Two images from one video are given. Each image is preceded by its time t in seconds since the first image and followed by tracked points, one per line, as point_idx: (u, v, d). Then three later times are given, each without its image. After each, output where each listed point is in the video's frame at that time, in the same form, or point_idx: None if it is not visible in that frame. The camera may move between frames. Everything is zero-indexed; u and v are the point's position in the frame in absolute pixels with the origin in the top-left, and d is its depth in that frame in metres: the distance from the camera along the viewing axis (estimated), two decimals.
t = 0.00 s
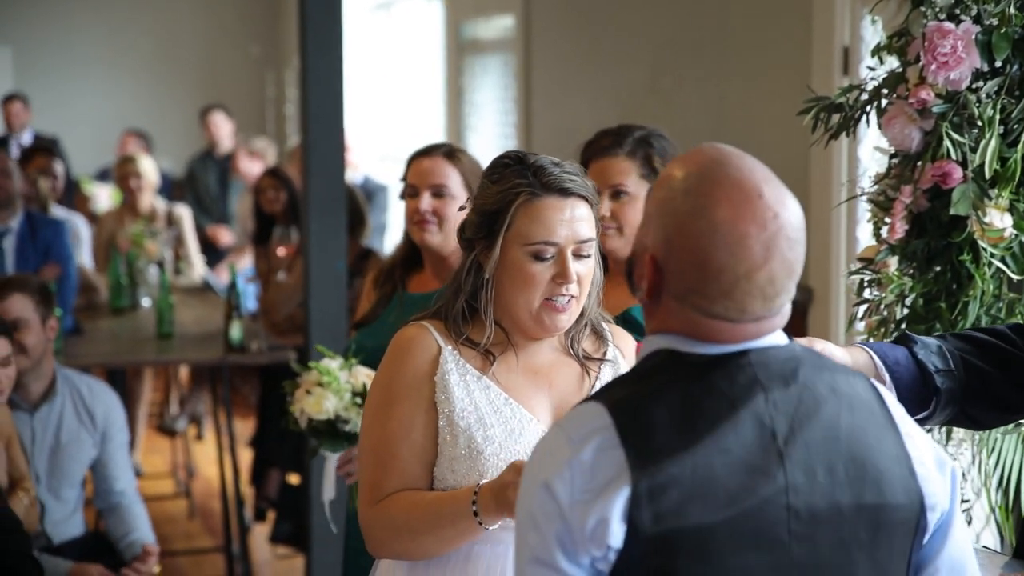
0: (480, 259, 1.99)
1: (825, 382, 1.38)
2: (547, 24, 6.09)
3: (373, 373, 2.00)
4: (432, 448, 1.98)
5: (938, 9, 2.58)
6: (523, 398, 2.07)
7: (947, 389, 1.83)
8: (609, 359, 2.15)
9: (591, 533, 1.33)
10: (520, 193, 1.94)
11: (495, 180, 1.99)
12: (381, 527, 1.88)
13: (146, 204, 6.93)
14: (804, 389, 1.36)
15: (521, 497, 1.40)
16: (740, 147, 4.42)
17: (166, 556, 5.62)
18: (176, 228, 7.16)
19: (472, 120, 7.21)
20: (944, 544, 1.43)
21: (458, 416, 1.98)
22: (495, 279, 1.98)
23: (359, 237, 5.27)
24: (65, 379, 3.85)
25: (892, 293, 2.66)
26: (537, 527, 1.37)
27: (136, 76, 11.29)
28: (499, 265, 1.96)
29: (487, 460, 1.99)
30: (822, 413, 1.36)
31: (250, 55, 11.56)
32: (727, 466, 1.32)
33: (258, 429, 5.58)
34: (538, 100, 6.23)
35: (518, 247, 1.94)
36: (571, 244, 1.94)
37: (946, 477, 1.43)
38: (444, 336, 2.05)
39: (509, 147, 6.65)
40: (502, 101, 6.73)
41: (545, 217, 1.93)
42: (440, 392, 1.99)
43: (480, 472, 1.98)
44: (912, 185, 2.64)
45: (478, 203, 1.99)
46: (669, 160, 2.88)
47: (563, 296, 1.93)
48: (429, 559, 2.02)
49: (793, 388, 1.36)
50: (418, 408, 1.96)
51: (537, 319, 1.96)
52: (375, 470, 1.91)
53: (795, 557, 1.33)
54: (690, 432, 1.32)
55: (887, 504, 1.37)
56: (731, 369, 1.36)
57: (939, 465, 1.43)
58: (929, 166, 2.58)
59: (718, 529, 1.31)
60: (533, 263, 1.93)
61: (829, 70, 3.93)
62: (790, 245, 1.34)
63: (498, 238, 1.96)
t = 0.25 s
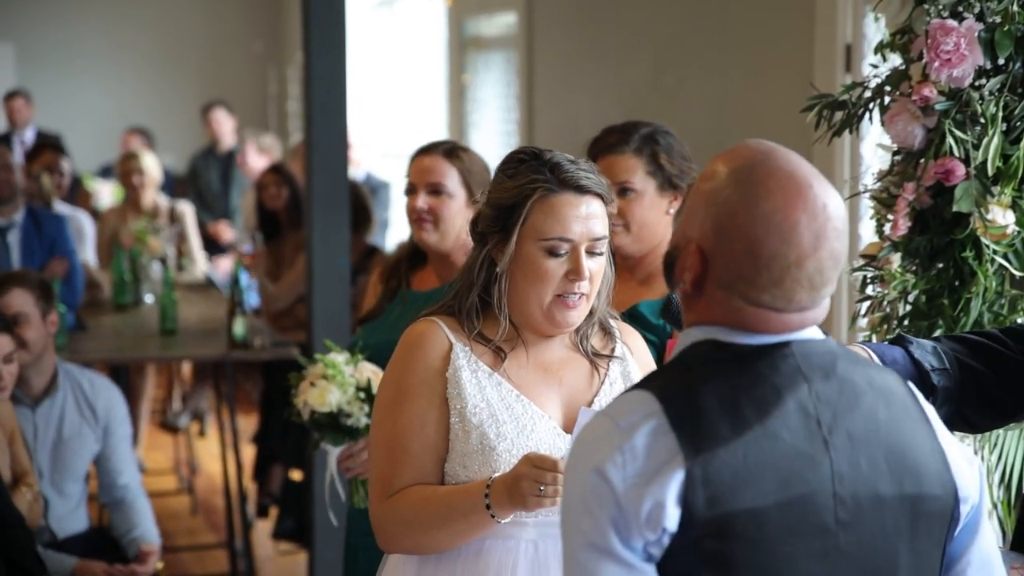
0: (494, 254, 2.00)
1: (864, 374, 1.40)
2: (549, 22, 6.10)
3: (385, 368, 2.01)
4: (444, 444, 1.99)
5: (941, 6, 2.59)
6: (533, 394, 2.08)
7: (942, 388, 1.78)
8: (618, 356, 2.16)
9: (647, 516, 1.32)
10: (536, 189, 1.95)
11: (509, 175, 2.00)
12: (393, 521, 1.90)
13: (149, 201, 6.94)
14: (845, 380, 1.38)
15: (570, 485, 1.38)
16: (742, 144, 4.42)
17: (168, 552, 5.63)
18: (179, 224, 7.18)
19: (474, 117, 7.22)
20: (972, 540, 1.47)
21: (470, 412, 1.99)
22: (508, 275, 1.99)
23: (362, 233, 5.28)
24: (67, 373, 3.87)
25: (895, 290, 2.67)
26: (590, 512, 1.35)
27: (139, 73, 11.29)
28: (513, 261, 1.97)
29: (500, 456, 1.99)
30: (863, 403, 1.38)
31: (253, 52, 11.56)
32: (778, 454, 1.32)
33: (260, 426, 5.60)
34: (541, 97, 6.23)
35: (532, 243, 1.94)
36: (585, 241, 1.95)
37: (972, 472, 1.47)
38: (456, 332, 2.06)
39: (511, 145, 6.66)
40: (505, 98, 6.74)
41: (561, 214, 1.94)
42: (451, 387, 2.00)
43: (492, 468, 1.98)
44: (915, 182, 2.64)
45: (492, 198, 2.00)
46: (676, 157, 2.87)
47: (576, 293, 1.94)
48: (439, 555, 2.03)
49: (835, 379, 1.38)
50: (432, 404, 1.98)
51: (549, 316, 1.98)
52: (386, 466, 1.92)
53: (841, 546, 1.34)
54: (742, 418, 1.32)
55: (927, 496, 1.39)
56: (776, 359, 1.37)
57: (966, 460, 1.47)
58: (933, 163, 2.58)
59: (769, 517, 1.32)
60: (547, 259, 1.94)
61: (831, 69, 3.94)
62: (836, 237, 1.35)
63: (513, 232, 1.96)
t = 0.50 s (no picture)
0: (495, 250, 2.01)
1: (881, 372, 1.40)
2: (549, 18, 6.10)
3: (389, 364, 2.02)
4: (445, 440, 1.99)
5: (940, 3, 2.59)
6: (534, 390, 2.08)
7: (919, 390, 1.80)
8: (619, 352, 2.16)
9: (673, 503, 1.32)
10: (538, 188, 1.95)
11: (513, 173, 2.00)
12: (398, 517, 1.90)
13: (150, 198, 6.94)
14: (863, 376, 1.38)
15: (592, 471, 1.38)
16: (742, 141, 4.42)
17: (170, 549, 5.63)
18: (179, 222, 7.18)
19: (474, 114, 7.22)
20: (980, 543, 1.47)
21: (470, 408, 1.99)
22: (507, 272, 1.99)
23: (362, 230, 5.28)
24: (64, 369, 3.89)
25: (895, 286, 2.70)
26: (616, 499, 1.35)
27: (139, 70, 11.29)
28: (513, 259, 1.97)
29: (500, 452, 1.99)
30: (882, 399, 1.38)
31: (254, 49, 11.57)
32: (798, 446, 1.32)
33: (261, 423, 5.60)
34: (542, 95, 6.23)
35: (533, 242, 1.94)
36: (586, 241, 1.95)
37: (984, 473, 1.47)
38: (457, 328, 2.07)
39: (511, 142, 6.67)
40: (505, 95, 6.75)
41: (563, 214, 1.94)
42: (452, 382, 2.00)
43: (492, 464, 1.98)
44: (914, 177, 2.64)
45: (495, 196, 2.00)
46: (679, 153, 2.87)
47: (576, 291, 1.95)
48: (441, 552, 2.03)
49: (854, 374, 1.38)
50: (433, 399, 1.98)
51: (547, 314, 1.98)
52: (388, 461, 1.93)
53: (857, 540, 1.35)
54: (764, 409, 1.32)
55: (944, 496, 1.39)
56: (795, 353, 1.37)
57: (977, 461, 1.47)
58: (932, 159, 2.58)
59: (791, 508, 1.32)
60: (547, 258, 1.94)
61: (831, 65, 3.95)
62: (863, 234, 1.35)
63: (513, 231, 1.97)
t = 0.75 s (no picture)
0: (487, 250, 2.01)
1: (880, 379, 1.40)
2: (549, 16, 6.10)
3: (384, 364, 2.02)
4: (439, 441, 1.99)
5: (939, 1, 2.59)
6: (529, 392, 2.07)
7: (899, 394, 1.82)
8: (615, 352, 2.16)
9: (658, 506, 1.32)
10: (526, 192, 1.95)
11: (506, 174, 1.99)
12: (391, 518, 1.89)
13: (150, 196, 6.94)
14: (861, 383, 1.38)
15: (580, 468, 1.38)
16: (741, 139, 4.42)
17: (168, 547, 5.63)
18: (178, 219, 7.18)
19: (474, 111, 7.22)
20: (976, 553, 1.47)
21: (464, 408, 1.99)
22: (499, 272, 2.00)
23: (361, 228, 5.28)
24: (61, 367, 3.91)
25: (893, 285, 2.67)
26: (601, 498, 1.35)
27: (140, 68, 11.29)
28: (503, 260, 1.98)
29: (493, 453, 1.99)
30: (879, 406, 1.37)
31: (255, 46, 11.56)
32: (789, 453, 1.32)
33: (260, 421, 5.60)
34: (541, 93, 6.22)
35: (522, 244, 1.94)
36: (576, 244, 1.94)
37: (983, 484, 1.46)
38: (451, 328, 2.07)
39: (511, 140, 6.66)
40: (505, 92, 6.74)
41: (551, 216, 1.93)
42: (446, 382, 2.00)
43: (485, 465, 1.98)
44: (912, 176, 2.63)
45: (488, 197, 2.00)
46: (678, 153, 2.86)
47: (566, 294, 1.94)
48: (436, 553, 2.03)
49: (851, 381, 1.37)
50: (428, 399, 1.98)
51: (539, 317, 1.98)
52: (382, 462, 1.92)
53: (847, 549, 1.34)
54: (757, 413, 1.32)
55: (938, 506, 1.38)
56: (792, 358, 1.37)
57: (976, 473, 1.46)
58: (929, 158, 2.57)
59: (781, 516, 1.32)
60: (536, 260, 1.93)
61: (830, 64, 3.94)
62: (867, 238, 1.34)
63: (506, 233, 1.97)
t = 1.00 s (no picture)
0: (485, 253, 2.00)
1: (866, 385, 1.39)
2: (549, 16, 6.09)
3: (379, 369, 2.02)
4: (433, 446, 1.99)
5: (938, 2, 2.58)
6: (523, 397, 2.07)
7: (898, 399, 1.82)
8: (612, 356, 2.14)
9: (622, 517, 1.33)
10: (525, 193, 1.94)
11: (503, 175, 1.99)
12: (382, 523, 1.89)
13: (149, 194, 6.93)
14: (845, 390, 1.37)
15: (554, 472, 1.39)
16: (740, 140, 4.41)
17: (167, 546, 5.62)
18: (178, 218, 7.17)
19: (474, 110, 7.21)
20: (975, 556, 1.44)
21: (457, 413, 1.99)
22: (497, 274, 1.99)
23: (361, 228, 5.27)
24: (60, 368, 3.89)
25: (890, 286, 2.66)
26: (569, 505, 1.36)
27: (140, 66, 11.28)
28: (501, 261, 1.97)
29: (485, 459, 1.99)
30: (861, 414, 1.37)
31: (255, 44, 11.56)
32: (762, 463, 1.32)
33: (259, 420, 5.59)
34: (541, 93, 6.21)
35: (519, 246, 1.94)
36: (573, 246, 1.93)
37: (981, 491, 1.44)
38: (447, 331, 2.07)
39: (511, 139, 6.65)
40: (505, 92, 6.74)
41: (548, 217, 1.93)
42: (441, 387, 2.00)
43: (479, 471, 1.97)
44: (910, 178, 2.63)
45: (485, 198, 2.00)
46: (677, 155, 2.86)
47: (563, 297, 1.94)
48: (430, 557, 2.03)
49: (834, 388, 1.37)
50: (421, 402, 1.97)
51: (534, 320, 1.97)
52: (376, 467, 1.92)
53: (823, 559, 1.34)
54: (728, 423, 1.32)
55: (921, 516, 1.38)
56: (774, 366, 1.36)
57: (975, 479, 1.43)
58: (928, 160, 2.57)
59: (748, 528, 1.32)
60: (533, 262, 1.93)
61: (829, 65, 3.93)
62: (821, 195, 1.36)
63: (503, 234, 1.96)
